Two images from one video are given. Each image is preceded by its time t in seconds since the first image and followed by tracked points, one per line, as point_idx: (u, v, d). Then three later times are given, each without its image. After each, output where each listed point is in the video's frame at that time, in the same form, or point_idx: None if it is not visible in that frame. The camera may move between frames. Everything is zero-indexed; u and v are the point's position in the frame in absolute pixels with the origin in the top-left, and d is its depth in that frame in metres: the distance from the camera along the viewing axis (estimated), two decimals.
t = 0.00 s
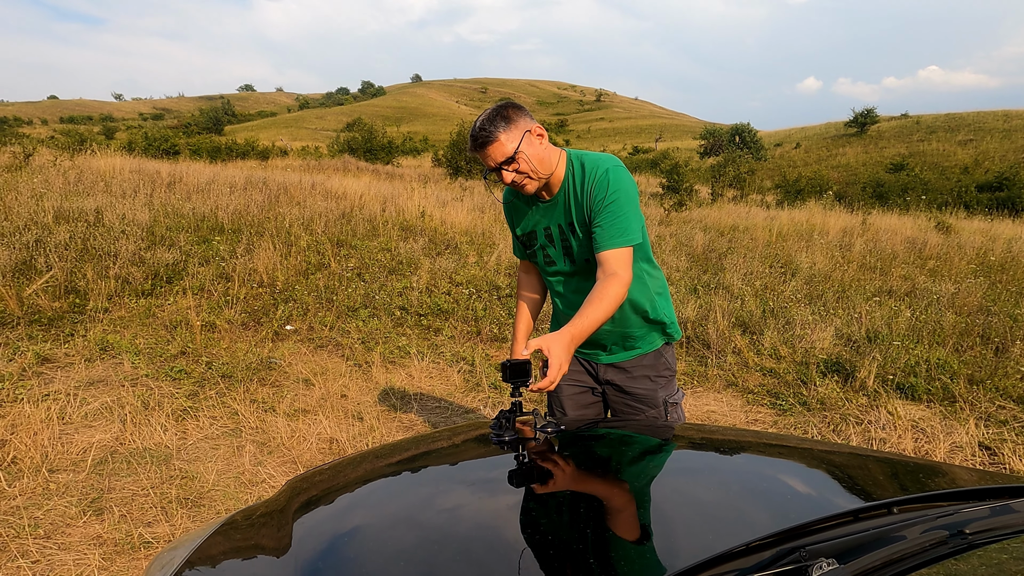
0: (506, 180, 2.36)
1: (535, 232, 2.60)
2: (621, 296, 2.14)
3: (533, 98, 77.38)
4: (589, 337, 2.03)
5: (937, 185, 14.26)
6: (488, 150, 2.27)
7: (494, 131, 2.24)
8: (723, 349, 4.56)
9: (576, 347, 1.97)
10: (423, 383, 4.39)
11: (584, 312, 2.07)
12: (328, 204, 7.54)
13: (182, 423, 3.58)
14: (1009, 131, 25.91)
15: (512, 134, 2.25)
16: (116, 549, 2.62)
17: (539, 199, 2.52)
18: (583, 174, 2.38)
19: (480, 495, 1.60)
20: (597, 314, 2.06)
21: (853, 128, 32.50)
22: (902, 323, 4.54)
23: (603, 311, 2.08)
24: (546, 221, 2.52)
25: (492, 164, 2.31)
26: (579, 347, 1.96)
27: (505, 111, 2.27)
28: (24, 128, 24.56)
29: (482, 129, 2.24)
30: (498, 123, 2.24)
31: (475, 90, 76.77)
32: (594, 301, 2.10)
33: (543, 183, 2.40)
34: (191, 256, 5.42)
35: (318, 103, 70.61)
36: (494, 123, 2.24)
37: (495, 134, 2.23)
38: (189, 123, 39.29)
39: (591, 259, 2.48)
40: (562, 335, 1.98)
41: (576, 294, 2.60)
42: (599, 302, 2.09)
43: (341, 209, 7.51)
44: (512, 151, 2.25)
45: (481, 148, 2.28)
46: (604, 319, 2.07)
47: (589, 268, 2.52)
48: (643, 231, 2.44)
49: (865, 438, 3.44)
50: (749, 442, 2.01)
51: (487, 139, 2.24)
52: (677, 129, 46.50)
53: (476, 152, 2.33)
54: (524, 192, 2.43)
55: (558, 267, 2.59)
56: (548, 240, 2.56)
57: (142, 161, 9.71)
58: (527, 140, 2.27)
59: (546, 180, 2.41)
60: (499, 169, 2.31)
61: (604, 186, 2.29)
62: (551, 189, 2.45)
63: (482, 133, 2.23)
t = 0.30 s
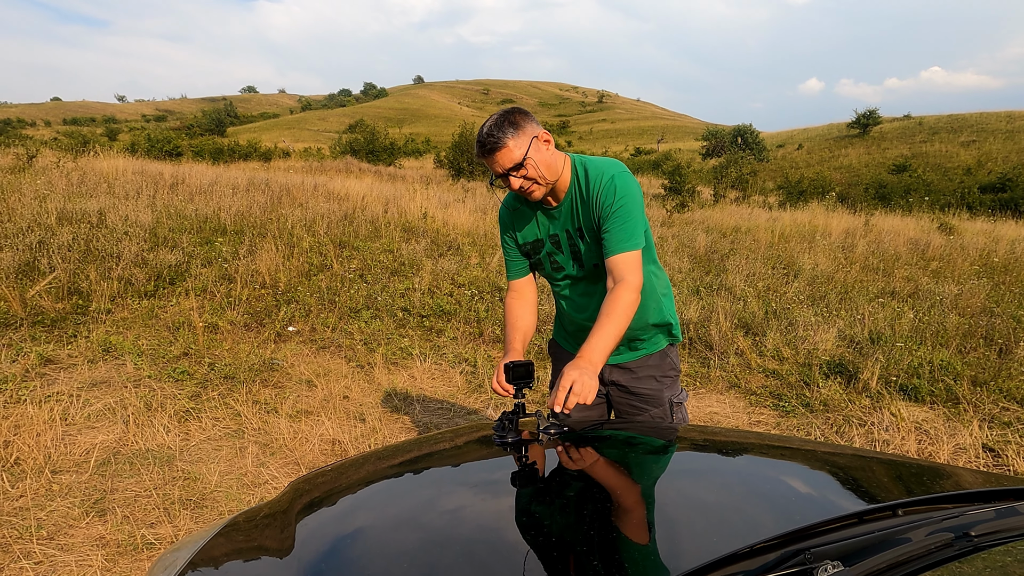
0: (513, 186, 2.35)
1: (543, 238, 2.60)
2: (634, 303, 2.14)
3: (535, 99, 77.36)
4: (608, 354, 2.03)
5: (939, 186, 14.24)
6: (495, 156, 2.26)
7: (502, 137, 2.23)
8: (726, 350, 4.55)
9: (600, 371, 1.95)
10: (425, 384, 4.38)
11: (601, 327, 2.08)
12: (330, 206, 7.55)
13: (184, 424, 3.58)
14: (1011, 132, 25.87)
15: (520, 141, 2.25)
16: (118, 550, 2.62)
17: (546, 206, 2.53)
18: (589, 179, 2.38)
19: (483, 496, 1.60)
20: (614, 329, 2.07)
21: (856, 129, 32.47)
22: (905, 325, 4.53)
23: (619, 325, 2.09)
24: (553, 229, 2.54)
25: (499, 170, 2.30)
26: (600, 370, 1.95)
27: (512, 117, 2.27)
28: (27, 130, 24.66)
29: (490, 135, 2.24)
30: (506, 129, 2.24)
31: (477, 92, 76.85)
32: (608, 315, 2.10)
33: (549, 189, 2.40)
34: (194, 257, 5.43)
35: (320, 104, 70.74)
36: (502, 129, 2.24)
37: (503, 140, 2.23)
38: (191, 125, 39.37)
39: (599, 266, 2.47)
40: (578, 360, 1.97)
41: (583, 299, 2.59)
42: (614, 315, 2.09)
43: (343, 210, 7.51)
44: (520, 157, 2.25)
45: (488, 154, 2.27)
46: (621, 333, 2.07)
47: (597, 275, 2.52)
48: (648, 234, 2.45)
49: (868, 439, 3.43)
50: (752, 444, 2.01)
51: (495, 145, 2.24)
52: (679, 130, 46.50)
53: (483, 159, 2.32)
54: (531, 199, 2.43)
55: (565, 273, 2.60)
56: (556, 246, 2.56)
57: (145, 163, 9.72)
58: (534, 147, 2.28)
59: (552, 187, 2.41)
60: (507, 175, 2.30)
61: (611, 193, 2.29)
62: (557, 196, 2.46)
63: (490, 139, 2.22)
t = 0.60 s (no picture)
0: (520, 191, 2.33)
1: (548, 245, 2.60)
2: (627, 308, 2.14)
3: (536, 100, 77.41)
4: (603, 362, 2.03)
5: (942, 186, 14.21)
6: (505, 160, 2.24)
7: (513, 140, 2.22)
8: (727, 351, 4.54)
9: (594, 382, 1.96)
10: (427, 385, 4.38)
11: (594, 336, 2.08)
12: (332, 207, 7.55)
13: (186, 425, 3.58)
14: (1013, 133, 25.82)
15: (531, 146, 2.24)
16: (119, 551, 2.62)
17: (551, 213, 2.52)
18: (595, 184, 2.39)
19: (484, 498, 1.59)
20: (606, 338, 2.07)
21: (857, 129, 32.44)
22: (908, 325, 4.52)
23: (612, 332, 2.09)
24: (559, 235, 2.54)
25: (507, 174, 2.27)
26: (594, 382, 1.96)
27: (524, 122, 2.27)
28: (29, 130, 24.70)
29: (501, 138, 2.22)
30: (517, 133, 2.23)
31: (478, 93, 76.89)
32: (600, 324, 2.10)
33: (555, 197, 2.39)
34: (196, 257, 5.43)
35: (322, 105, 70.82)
36: (514, 134, 2.23)
37: (514, 144, 2.22)
38: (193, 126, 39.42)
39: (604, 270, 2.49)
40: (571, 371, 1.98)
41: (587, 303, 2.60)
42: (606, 323, 2.10)
43: (345, 211, 7.52)
44: (530, 162, 2.24)
45: (498, 156, 2.25)
46: (614, 340, 2.08)
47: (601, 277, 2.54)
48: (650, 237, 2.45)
49: (870, 441, 3.42)
50: (755, 445, 2.00)
51: (506, 148, 2.22)
52: (680, 131, 46.49)
53: (491, 161, 2.30)
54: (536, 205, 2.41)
55: (571, 279, 2.59)
56: (563, 253, 2.57)
57: (147, 164, 9.73)
58: (544, 153, 2.27)
59: (558, 194, 2.40)
60: (514, 179, 2.28)
61: (616, 197, 2.31)
62: (564, 204, 2.46)
63: (501, 141, 2.20)
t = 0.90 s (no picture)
0: (531, 164, 2.29)
1: (549, 246, 2.58)
2: (630, 310, 2.13)
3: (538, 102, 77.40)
4: (606, 364, 2.02)
5: (944, 186, 14.19)
6: (523, 127, 2.27)
7: (531, 113, 2.29)
8: (729, 352, 4.53)
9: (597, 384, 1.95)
10: (428, 385, 4.37)
11: (597, 339, 2.07)
12: (333, 207, 7.55)
13: (187, 425, 3.58)
14: (1015, 133, 25.77)
15: (547, 123, 2.32)
16: (121, 551, 2.61)
17: (554, 212, 2.51)
18: (598, 183, 2.39)
19: (485, 498, 1.58)
20: (610, 340, 2.07)
21: (859, 130, 32.44)
22: (910, 325, 4.51)
23: (615, 335, 2.08)
24: (561, 235, 2.53)
25: (523, 143, 2.28)
26: (597, 383, 1.95)
27: (543, 108, 2.39)
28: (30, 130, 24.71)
29: (523, 108, 2.30)
30: (538, 110, 2.32)
31: (479, 94, 76.95)
32: (604, 326, 2.10)
33: (563, 182, 2.35)
34: (197, 258, 5.44)
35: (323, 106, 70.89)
36: (535, 108, 2.32)
37: (535, 115, 2.29)
38: (195, 127, 39.47)
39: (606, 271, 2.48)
40: (574, 372, 1.97)
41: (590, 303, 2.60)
42: (610, 325, 2.09)
43: (346, 212, 7.52)
44: (547, 134, 2.28)
45: (516, 124, 2.28)
46: (618, 343, 2.07)
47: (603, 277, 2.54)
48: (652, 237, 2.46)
49: (872, 440, 3.41)
50: (757, 445, 1.99)
51: (526, 117, 2.28)
52: (682, 131, 46.48)
53: (505, 135, 2.32)
54: (544, 187, 2.33)
55: (572, 280, 2.58)
56: (564, 253, 2.56)
57: (148, 164, 9.73)
58: (559, 135, 2.33)
59: (566, 181, 2.36)
60: (529, 149, 2.27)
61: (619, 196, 2.31)
62: (566, 203, 2.46)
63: (521, 110, 2.27)
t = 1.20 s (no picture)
0: (532, 161, 2.28)
1: (547, 246, 2.57)
2: (632, 311, 2.14)
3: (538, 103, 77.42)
4: (607, 365, 2.02)
5: (944, 186, 14.19)
6: (525, 122, 2.27)
7: (534, 110, 2.29)
8: (730, 352, 4.53)
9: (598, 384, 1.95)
10: (428, 385, 4.37)
11: (599, 339, 2.07)
12: (334, 208, 7.55)
13: (188, 426, 3.58)
14: (1016, 133, 25.74)
15: (549, 121, 2.32)
16: (121, 551, 2.61)
17: (552, 212, 2.51)
18: (597, 182, 2.39)
19: (486, 498, 1.58)
20: (612, 340, 2.07)
21: (859, 130, 32.44)
22: (911, 325, 4.51)
23: (616, 335, 2.08)
24: (560, 235, 2.53)
25: (524, 138, 2.27)
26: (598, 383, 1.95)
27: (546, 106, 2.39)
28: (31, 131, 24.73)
29: (526, 103, 2.30)
30: (540, 106, 2.33)
31: (480, 95, 76.97)
32: (606, 327, 2.10)
33: (563, 181, 2.35)
34: (198, 258, 5.44)
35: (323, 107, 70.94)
36: (538, 105, 2.32)
37: (537, 111, 2.29)
38: (196, 128, 39.51)
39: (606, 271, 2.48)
40: (575, 372, 1.97)
41: (589, 304, 2.60)
42: (611, 326, 2.09)
43: (346, 212, 7.52)
44: (549, 132, 2.29)
45: (518, 119, 2.28)
46: (619, 343, 2.07)
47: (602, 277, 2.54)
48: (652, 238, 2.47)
49: (873, 440, 3.40)
50: (758, 445, 1.99)
51: (529, 112, 2.27)
52: (682, 132, 46.48)
53: (507, 131, 2.31)
54: (544, 185, 2.33)
55: (571, 280, 2.58)
56: (562, 253, 2.55)
57: (149, 165, 9.74)
58: (560, 134, 2.34)
59: (566, 180, 2.36)
60: (531, 146, 2.27)
61: (619, 196, 2.32)
62: (565, 203, 2.46)
63: (524, 106, 2.26)
